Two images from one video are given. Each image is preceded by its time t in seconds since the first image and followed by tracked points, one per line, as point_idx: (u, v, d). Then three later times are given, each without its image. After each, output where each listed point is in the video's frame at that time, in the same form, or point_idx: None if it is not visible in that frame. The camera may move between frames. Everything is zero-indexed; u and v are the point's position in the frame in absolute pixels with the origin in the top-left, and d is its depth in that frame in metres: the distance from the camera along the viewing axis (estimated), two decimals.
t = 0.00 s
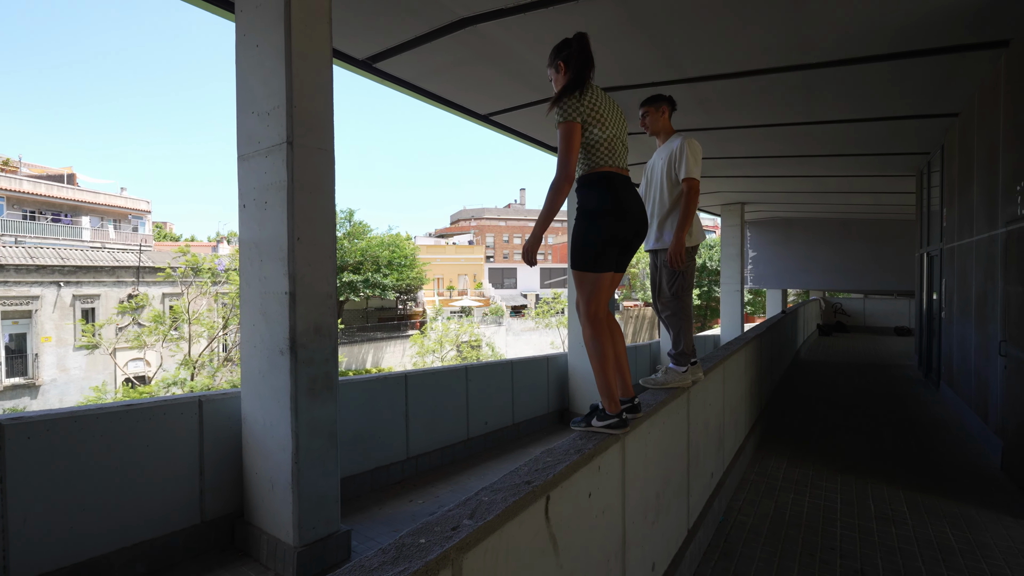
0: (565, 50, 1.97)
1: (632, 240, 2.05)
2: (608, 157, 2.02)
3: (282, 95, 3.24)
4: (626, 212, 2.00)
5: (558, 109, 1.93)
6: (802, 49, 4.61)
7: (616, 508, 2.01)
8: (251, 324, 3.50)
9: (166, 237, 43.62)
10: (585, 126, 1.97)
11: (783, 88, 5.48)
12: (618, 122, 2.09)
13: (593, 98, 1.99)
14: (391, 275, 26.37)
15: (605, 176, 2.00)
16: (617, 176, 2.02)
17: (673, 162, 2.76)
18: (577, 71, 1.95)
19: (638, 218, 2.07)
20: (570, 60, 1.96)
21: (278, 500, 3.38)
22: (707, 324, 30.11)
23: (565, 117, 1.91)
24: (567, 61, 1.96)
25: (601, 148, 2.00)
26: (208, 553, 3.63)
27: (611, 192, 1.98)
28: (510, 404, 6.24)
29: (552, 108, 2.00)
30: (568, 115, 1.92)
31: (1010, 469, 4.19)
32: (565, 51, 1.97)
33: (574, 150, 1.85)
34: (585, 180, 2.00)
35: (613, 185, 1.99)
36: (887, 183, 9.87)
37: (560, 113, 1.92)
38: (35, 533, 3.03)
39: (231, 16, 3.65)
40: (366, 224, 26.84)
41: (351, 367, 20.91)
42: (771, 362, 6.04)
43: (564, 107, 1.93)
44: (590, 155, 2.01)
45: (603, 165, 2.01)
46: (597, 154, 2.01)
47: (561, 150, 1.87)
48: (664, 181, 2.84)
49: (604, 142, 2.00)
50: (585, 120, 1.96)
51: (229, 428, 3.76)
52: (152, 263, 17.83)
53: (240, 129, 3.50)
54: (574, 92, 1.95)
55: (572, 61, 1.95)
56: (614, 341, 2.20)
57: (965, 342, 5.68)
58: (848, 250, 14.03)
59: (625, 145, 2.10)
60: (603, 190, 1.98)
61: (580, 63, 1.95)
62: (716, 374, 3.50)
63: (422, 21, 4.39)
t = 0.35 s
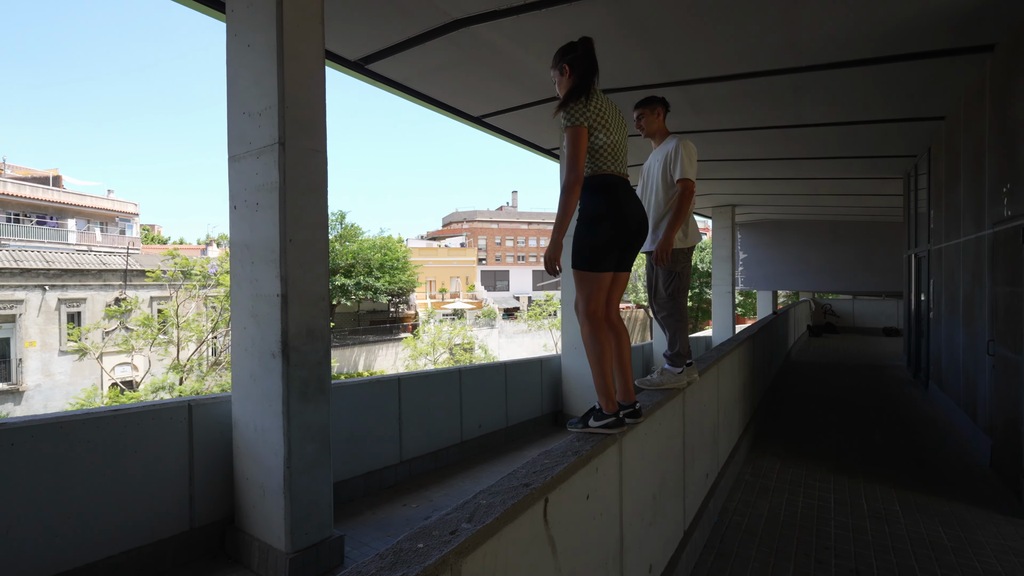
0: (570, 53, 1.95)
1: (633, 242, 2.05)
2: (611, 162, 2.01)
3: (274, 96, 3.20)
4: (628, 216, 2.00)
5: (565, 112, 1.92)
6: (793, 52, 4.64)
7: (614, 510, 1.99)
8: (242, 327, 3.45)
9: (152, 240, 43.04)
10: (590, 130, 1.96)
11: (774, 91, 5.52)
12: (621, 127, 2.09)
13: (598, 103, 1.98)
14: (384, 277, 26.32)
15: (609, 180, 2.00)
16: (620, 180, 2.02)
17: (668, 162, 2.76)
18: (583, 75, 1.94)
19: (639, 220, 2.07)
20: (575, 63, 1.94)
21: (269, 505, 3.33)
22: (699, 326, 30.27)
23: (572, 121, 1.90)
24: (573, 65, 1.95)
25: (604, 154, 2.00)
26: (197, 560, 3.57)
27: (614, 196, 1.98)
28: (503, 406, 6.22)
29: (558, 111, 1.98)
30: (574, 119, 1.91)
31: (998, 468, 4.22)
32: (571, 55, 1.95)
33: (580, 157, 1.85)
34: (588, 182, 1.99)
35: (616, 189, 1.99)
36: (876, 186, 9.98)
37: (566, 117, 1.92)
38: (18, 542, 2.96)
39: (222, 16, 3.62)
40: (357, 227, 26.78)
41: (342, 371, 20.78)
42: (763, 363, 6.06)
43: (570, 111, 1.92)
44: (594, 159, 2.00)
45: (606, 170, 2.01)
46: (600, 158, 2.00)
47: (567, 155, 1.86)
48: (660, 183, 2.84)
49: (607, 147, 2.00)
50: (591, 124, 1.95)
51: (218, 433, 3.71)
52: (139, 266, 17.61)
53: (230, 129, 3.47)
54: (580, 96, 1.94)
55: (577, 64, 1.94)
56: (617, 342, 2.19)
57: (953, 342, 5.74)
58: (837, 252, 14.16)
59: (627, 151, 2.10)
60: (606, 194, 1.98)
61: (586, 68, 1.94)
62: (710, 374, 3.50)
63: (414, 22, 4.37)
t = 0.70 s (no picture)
0: (587, 53, 1.92)
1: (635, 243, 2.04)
2: (617, 163, 1.99)
3: (266, 92, 3.14)
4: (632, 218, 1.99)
5: (579, 109, 1.89)
6: (788, 57, 4.64)
7: (613, 516, 1.95)
8: (231, 328, 3.38)
9: (138, 239, 42.23)
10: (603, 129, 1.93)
11: (767, 95, 5.54)
12: (632, 130, 2.07)
13: (611, 103, 1.96)
14: (375, 278, 26.20)
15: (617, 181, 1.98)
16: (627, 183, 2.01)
17: (669, 164, 2.75)
18: (599, 76, 1.91)
19: (642, 222, 2.05)
20: (592, 63, 1.91)
21: (258, 511, 3.25)
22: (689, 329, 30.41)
23: (585, 118, 1.87)
24: (588, 64, 1.91)
25: (613, 154, 1.98)
26: (183, 567, 3.48)
27: (621, 197, 1.96)
28: (496, 408, 6.16)
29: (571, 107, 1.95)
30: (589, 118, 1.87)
31: (989, 470, 4.22)
32: (587, 55, 1.92)
33: (597, 156, 1.84)
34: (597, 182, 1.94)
35: (623, 191, 1.97)
36: (866, 191, 10.07)
37: (580, 114, 1.88)
38: None
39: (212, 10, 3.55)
40: (348, 228, 26.68)
41: (333, 373, 20.61)
42: (756, 365, 6.06)
43: (584, 108, 1.89)
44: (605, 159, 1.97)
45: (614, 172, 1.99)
46: (609, 159, 1.98)
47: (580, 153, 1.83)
48: (659, 184, 2.81)
49: (617, 148, 1.97)
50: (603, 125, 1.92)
51: (205, 437, 3.62)
52: (125, 266, 17.35)
53: (221, 126, 3.40)
54: (594, 96, 1.90)
55: (594, 64, 1.91)
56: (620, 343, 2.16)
57: (942, 346, 5.77)
58: (827, 255, 14.25)
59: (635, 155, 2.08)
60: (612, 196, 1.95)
61: (602, 71, 1.92)
62: (706, 378, 3.47)
63: (409, 21, 4.32)
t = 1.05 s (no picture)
0: (600, 36, 1.83)
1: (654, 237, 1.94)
2: (633, 153, 1.90)
3: (263, 81, 3.04)
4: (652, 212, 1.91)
5: (591, 94, 1.80)
6: (795, 55, 4.57)
7: (623, 525, 1.87)
8: (224, 324, 3.27)
9: (130, 234, 41.81)
10: (616, 118, 1.86)
11: (772, 95, 5.47)
12: (649, 119, 1.99)
13: (626, 90, 1.87)
14: (370, 276, 26.27)
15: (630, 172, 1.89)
16: (643, 175, 1.92)
17: (680, 159, 2.67)
18: (614, 58, 1.83)
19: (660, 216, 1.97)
20: (604, 46, 1.82)
21: (250, 513, 3.15)
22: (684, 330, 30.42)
23: (597, 104, 1.78)
24: (599, 48, 1.82)
25: (628, 144, 1.89)
26: (171, 571, 3.37)
27: (635, 189, 1.87)
28: (493, 409, 6.08)
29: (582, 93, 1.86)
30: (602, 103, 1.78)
31: (993, 476, 4.17)
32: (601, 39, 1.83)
33: (602, 143, 1.73)
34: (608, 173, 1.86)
35: (637, 183, 1.89)
36: (865, 194, 10.05)
37: (592, 99, 1.79)
38: None
39: None
40: (344, 225, 26.56)
41: (326, 371, 20.45)
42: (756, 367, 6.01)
43: (596, 93, 1.80)
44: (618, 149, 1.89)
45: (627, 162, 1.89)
46: (622, 148, 1.89)
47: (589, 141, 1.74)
48: (670, 180, 2.74)
49: (631, 137, 1.89)
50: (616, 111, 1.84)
51: (195, 436, 3.51)
52: (117, 261, 17.13)
53: (215, 116, 3.29)
54: (608, 81, 1.82)
55: (607, 48, 1.82)
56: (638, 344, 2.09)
57: (944, 350, 5.73)
58: (824, 258, 14.25)
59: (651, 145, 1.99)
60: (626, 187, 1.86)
61: (616, 54, 1.83)
62: (712, 380, 3.39)
63: (410, 12, 4.22)
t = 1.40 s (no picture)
0: (624, 24, 1.77)
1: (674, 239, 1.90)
2: (656, 150, 1.86)
3: (264, 72, 2.95)
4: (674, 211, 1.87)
5: (617, 85, 1.74)
6: (804, 53, 4.51)
7: (638, 535, 1.80)
8: (222, 323, 3.19)
9: (124, 231, 41.47)
10: (641, 112, 1.81)
11: (778, 94, 5.42)
12: (672, 114, 1.95)
13: (652, 83, 1.82)
14: (367, 274, 26.21)
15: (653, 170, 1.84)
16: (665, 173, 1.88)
17: (692, 157, 2.61)
18: (640, 49, 1.77)
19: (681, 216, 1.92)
20: (630, 35, 1.76)
21: (248, 516, 3.07)
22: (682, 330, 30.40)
23: (622, 96, 1.72)
24: (625, 36, 1.76)
25: (652, 140, 1.84)
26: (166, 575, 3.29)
27: (659, 187, 1.83)
28: (493, 409, 6.01)
29: (606, 84, 1.80)
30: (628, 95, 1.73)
31: (999, 479, 4.14)
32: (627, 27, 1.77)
33: (629, 138, 1.67)
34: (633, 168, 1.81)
35: (659, 181, 1.84)
36: (866, 195, 10.02)
37: (617, 92, 1.73)
38: None
39: None
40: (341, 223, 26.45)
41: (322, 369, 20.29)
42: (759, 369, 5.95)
43: (623, 85, 1.73)
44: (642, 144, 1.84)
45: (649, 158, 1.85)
46: (647, 144, 1.84)
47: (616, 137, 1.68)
48: (681, 177, 2.67)
49: (655, 133, 1.85)
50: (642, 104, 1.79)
51: (191, 436, 3.43)
52: (111, 257, 16.96)
53: (214, 108, 3.21)
54: (634, 72, 1.76)
55: (633, 36, 1.76)
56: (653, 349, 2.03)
57: (948, 353, 5.70)
58: (823, 259, 14.22)
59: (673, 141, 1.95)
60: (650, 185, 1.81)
61: (643, 42, 1.77)
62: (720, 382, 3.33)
63: (413, 7, 4.14)
